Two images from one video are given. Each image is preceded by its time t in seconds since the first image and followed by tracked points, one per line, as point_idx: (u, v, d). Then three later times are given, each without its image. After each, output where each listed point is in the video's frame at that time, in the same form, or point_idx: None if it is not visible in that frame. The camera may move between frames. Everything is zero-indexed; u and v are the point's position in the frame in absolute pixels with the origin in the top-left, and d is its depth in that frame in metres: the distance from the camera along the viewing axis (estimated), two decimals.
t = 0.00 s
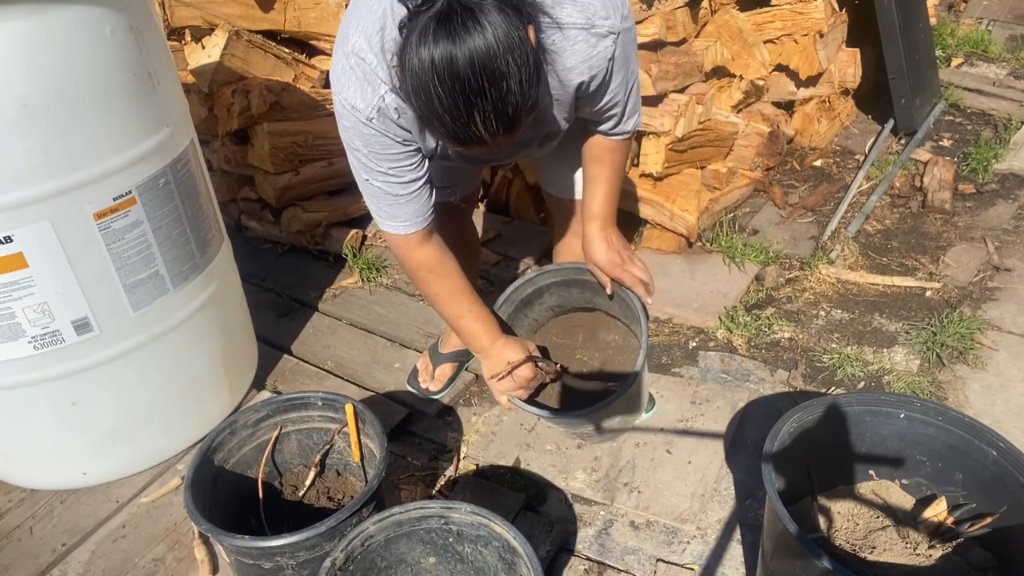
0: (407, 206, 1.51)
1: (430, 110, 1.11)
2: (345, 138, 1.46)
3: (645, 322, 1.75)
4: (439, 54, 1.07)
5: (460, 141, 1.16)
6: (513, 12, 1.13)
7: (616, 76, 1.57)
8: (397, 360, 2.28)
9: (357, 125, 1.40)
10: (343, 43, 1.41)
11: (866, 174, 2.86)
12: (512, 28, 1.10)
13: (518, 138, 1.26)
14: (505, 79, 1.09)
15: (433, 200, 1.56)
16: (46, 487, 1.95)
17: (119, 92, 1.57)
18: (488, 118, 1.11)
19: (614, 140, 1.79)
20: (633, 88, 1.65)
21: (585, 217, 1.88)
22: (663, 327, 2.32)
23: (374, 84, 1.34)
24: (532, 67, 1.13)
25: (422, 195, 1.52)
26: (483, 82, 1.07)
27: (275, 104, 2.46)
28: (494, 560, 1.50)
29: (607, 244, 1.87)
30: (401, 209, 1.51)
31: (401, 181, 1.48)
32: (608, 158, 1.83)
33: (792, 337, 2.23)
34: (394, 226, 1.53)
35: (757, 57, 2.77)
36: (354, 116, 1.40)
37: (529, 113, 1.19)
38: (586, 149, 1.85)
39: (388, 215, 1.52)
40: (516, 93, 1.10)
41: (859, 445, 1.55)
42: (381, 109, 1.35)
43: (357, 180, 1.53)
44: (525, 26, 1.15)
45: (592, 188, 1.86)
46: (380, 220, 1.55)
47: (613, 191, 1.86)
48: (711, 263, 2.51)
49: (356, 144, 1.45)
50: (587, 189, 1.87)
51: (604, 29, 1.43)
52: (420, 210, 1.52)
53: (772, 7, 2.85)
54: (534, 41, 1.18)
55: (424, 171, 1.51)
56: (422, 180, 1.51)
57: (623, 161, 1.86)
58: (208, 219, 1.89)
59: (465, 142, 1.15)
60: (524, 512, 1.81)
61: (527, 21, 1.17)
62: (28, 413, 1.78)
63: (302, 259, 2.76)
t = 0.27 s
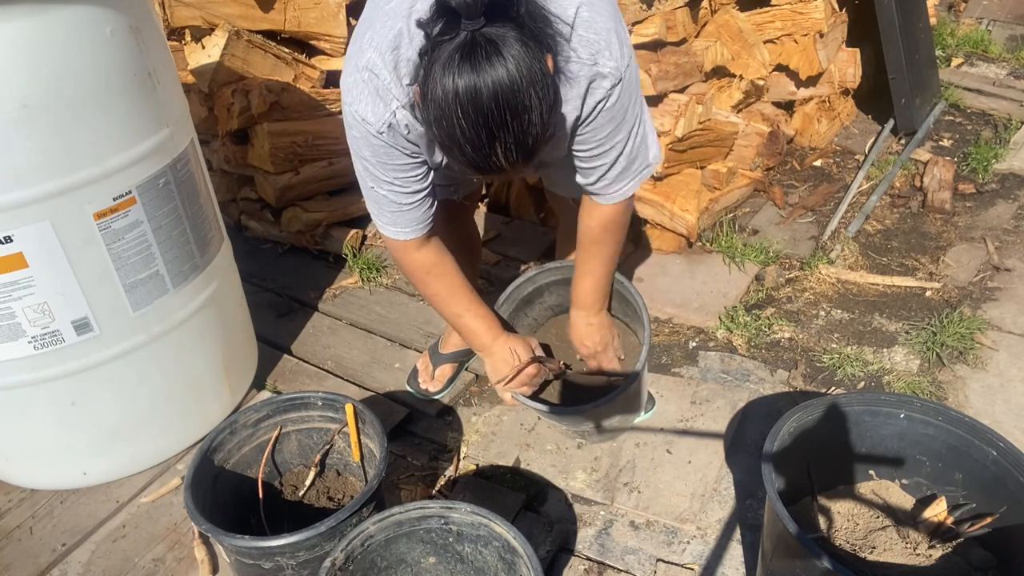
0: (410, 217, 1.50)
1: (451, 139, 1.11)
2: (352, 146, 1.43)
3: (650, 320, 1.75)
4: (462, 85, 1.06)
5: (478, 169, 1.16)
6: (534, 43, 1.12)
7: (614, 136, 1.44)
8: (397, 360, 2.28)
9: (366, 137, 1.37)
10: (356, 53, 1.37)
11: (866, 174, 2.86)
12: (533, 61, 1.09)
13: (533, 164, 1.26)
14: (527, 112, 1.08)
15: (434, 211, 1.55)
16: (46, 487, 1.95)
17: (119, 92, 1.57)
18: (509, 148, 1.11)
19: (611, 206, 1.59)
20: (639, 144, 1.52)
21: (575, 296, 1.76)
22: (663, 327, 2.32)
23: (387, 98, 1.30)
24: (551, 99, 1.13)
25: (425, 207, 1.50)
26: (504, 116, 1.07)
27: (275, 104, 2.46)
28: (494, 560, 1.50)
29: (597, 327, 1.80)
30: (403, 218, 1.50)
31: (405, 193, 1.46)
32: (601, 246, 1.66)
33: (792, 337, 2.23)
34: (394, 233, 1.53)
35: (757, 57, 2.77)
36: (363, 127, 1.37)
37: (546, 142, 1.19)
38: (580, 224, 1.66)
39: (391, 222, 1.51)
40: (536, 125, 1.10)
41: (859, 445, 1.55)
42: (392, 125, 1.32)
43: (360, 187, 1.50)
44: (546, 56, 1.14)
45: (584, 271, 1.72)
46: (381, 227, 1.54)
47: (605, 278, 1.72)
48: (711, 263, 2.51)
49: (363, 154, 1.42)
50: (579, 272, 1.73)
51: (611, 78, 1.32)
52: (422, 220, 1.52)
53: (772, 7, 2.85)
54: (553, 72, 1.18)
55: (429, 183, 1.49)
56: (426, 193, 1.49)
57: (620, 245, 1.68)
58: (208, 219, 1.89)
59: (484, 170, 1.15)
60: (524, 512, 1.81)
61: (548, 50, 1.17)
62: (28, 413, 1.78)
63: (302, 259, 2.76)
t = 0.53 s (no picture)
0: (404, 219, 1.51)
1: (451, 157, 1.12)
2: (347, 148, 1.43)
3: (649, 314, 1.76)
4: (462, 106, 1.07)
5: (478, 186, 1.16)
6: (534, 63, 1.13)
7: (597, 172, 1.43)
8: (397, 360, 2.28)
9: (361, 141, 1.37)
10: (354, 59, 1.36)
11: (866, 174, 2.85)
12: (533, 81, 1.10)
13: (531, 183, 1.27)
14: (527, 132, 1.09)
15: (429, 214, 1.56)
16: (46, 487, 1.95)
17: (119, 92, 1.57)
18: (510, 167, 1.11)
19: (594, 247, 1.58)
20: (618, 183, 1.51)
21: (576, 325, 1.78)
22: (663, 327, 2.32)
23: (382, 106, 1.29)
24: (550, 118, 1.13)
25: (420, 209, 1.51)
26: (503, 135, 1.07)
27: (275, 104, 2.46)
28: (494, 560, 1.50)
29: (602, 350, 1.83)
30: (397, 220, 1.51)
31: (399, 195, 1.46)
32: (590, 282, 1.66)
33: (792, 337, 2.23)
34: (389, 234, 1.54)
35: (757, 57, 2.76)
36: (358, 132, 1.36)
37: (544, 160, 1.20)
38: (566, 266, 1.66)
39: (386, 222, 1.52)
40: (536, 143, 1.11)
41: (859, 445, 1.55)
42: (387, 132, 1.31)
43: (356, 187, 1.50)
44: (545, 76, 1.15)
45: (578, 305, 1.73)
46: (376, 227, 1.55)
47: (602, 306, 1.73)
48: (711, 263, 2.51)
49: (358, 156, 1.41)
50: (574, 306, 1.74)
51: (602, 116, 1.30)
52: (417, 223, 1.53)
53: (772, 7, 2.85)
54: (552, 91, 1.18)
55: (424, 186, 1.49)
56: (421, 196, 1.49)
57: (609, 276, 1.68)
58: (207, 218, 1.89)
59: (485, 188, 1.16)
60: (524, 511, 1.81)
61: (547, 70, 1.17)
62: (28, 413, 1.78)
63: (302, 259, 2.76)
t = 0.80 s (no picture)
0: (403, 213, 1.51)
1: (438, 138, 1.11)
2: (344, 142, 1.43)
3: (632, 309, 1.77)
4: (449, 84, 1.06)
5: (466, 169, 1.15)
6: (521, 44, 1.13)
7: (584, 163, 1.43)
8: (397, 360, 2.28)
9: (357, 134, 1.37)
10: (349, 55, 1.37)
11: (866, 174, 2.85)
12: (520, 60, 1.09)
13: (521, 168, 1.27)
14: (514, 110, 1.08)
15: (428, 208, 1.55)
16: (46, 487, 1.95)
17: (119, 92, 1.57)
18: (497, 147, 1.10)
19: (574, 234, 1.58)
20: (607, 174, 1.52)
21: (545, 307, 1.79)
22: (663, 327, 2.32)
23: (376, 98, 1.30)
24: (539, 99, 1.13)
25: (418, 203, 1.51)
26: (490, 113, 1.07)
27: (275, 104, 2.46)
28: (494, 560, 1.50)
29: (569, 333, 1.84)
30: (395, 215, 1.51)
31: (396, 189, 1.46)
32: (566, 267, 1.67)
33: (792, 337, 2.23)
34: (387, 228, 1.54)
35: (757, 57, 2.76)
36: (353, 125, 1.37)
37: (534, 144, 1.19)
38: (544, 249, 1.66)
39: (383, 217, 1.52)
40: (524, 123, 1.10)
41: (859, 445, 1.55)
42: (381, 124, 1.31)
43: (353, 181, 1.50)
44: (533, 57, 1.15)
45: (551, 288, 1.73)
46: (375, 222, 1.54)
47: (573, 293, 1.74)
48: (711, 264, 2.51)
49: (354, 151, 1.42)
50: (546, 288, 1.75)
51: (591, 105, 1.31)
52: (415, 217, 1.53)
53: (772, 7, 2.85)
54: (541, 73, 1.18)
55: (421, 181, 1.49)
56: (419, 190, 1.49)
57: (585, 264, 1.69)
58: (207, 218, 1.89)
59: (473, 170, 1.15)
60: (524, 511, 1.81)
61: (535, 53, 1.18)
62: (28, 413, 1.78)
63: (302, 259, 2.76)
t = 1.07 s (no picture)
0: (407, 212, 1.54)
1: (452, 143, 1.12)
2: (352, 147, 1.45)
3: (645, 312, 1.77)
4: (463, 91, 1.07)
5: (479, 174, 1.16)
6: (534, 50, 1.14)
7: (591, 166, 1.45)
8: (397, 360, 2.28)
9: (367, 142, 1.38)
10: (357, 64, 1.37)
11: (866, 174, 2.85)
12: (533, 66, 1.10)
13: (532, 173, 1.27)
14: (528, 115, 1.09)
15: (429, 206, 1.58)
16: (46, 487, 1.95)
17: (119, 92, 1.57)
18: (511, 153, 1.11)
19: (582, 239, 1.59)
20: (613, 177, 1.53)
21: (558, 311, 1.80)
22: (663, 327, 2.32)
23: (386, 107, 1.30)
24: (552, 104, 1.14)
25: (421, 202, 1.54)
26: (505, 119, 1.08)
27: (275, 104, 2.46)
28: (494, 560, 1.50)
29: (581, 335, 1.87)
30: (400, 213, 1.54)
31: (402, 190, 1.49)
32: (577, 272, 1.68)
33: (792, 337, 2.23)
34: (392, 226, 1.57)
35: (757, 57, 2.76)
36: (364, 133, 1.38)
37: (546, 149, 1.20)
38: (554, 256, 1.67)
39: (392, 218, 1.56)
40: (537, 129, 1.11)
41: (859, 445, 1.55)
42: (392, 132, 1.32)
43: (361, 185, 1.53)
44: (545, 62, 1.15)
45: (562, 292, 1.75)
46: (380, 221, 1.58)
47: (586, 299, 1.77)
48: (711, 264, 2.51)
49: (363, 157, 1.44)
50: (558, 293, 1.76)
51: (600, 109, 1.32)
52: (418, 215, 1.56)
53: (772, 7, 2.85)
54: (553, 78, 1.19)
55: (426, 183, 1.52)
56: (423, 190, 1.52)
57: (594, 268, 1.70)
58: (207, 218, 1.89)
59: (486, 174, 1.15)
60: (524, 511, 1.81)
61: (547, 58, 1.18)
62: (29, 413, 1.78)
63: (302, 259, 2.76)
